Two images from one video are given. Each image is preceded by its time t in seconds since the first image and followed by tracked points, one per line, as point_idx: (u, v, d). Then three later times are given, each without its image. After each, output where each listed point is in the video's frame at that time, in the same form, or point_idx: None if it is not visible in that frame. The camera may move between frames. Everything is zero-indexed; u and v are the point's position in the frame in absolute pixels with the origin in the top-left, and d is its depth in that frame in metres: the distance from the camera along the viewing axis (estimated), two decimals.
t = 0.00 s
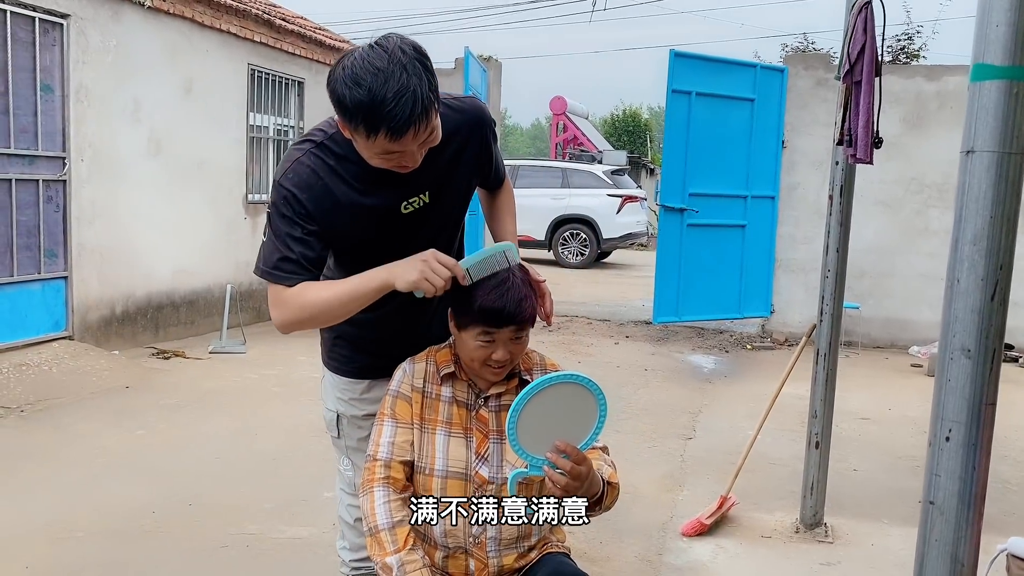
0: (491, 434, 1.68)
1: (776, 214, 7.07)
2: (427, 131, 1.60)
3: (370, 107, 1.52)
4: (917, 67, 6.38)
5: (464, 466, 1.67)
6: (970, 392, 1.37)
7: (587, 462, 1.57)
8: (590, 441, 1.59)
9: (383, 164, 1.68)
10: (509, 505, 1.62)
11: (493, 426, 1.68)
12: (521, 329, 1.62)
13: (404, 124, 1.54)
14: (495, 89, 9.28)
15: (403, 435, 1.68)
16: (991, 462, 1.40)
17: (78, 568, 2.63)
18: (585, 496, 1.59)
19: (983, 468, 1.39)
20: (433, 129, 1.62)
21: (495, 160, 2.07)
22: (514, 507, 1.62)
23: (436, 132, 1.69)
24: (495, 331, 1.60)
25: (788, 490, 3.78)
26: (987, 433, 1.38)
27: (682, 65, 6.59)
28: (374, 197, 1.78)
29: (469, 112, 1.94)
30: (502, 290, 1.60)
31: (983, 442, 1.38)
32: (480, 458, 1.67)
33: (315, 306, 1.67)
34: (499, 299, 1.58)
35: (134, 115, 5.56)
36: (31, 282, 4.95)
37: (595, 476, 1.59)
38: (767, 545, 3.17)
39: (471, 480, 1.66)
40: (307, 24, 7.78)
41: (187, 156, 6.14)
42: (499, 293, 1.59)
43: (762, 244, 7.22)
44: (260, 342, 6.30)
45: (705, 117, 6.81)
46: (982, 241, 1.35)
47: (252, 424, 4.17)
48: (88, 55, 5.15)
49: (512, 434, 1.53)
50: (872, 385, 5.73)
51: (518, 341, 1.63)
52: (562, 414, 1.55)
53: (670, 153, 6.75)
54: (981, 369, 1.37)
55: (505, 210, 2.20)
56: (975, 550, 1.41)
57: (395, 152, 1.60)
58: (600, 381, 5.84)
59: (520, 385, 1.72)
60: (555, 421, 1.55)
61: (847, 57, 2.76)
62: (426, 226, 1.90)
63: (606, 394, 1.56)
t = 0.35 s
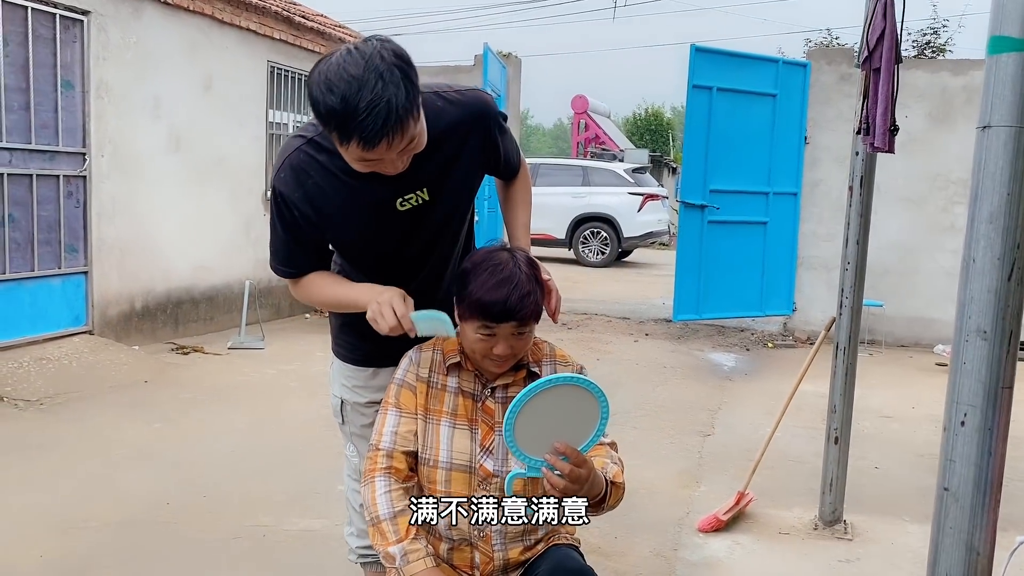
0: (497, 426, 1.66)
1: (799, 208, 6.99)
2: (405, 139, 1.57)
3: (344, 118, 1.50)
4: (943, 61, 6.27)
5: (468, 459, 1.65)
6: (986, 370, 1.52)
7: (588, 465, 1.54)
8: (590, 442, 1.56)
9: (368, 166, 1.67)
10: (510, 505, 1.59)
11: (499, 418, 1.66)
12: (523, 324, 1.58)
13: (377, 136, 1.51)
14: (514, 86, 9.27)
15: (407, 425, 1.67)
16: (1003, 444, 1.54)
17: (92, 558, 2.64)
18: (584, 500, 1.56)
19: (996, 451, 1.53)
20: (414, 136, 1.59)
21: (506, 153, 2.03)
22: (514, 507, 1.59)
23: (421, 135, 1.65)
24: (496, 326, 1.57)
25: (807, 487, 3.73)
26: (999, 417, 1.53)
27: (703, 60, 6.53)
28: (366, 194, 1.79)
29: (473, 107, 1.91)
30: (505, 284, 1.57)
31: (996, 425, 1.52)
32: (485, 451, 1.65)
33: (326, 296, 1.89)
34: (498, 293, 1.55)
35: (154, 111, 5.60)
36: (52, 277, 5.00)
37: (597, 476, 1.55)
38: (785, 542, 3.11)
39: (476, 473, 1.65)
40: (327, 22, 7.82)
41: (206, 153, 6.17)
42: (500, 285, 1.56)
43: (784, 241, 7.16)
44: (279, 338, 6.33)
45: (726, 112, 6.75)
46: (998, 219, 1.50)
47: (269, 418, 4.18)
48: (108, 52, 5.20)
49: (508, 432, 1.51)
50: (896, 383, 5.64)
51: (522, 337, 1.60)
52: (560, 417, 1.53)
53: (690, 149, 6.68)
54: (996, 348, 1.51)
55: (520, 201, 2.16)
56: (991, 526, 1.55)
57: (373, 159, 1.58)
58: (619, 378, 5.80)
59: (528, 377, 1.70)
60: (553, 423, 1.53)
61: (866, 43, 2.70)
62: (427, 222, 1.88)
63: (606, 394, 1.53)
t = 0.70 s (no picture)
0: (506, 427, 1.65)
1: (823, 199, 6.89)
2: (369, 190, 1.55)
3: (300, 181, 1.51)
4: (971, 50, 6.15)
5: (476, 460, 1.64)
6: (1007, 375, 1.47)
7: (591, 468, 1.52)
8: (592, 447, 1.54)
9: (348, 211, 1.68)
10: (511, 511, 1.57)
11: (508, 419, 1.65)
12: (529, 318, 1.57)
13: (334, 196, 1.51)
14: (535, 77, 9.23)
15: (415, 424, 1.67)
16: None
17: (111, 550, 2.67)
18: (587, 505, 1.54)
19: (1017, 459, 1.48)
20: (378, 184, 1.56)
21: (503, 154, 2.01)
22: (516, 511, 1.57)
23: (392, 178, 1.62)
24: (502, 322, 1.56)
25: (827, 484, 3.69)
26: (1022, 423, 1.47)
27: (725, 51, 6.45)
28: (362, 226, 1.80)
29: (454, 122, 1.88)
30: (511, 275, 1.57)
31: (1018, 431, 1.47)
32: (493, 452, 1.63)
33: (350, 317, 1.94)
34: (502, 284, 1.55)
35: (175, 104, 5.63)
36: (75, 268, 5.05)
37: (601, 479, 1.52)
38: (804, 540, 3.08)
39: (483, 474, 1.63)
40: (348, 13, 7.82)
41: (228, 145, 6.20)
42: (505, 278, 1.56)
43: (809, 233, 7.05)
44: (299, 330, 6.36)
45: (748, 104, 6.67)
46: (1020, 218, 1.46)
47: (288, 410, 4.20)
48: (130, 44, 5.23)
49: (507, 435, 1.49)
50: (920, 378, 5.56)
51: (529, 333, 1.58)
52: (561, 421, 1.51)
53: (713, 139, 6.61)
54: (1019, 352, 1.46)
55: (535, 196, 2.13)
56: (1011, 535, 1.50)
57: (344, 212, 1.59)
58: (638, 371, 5.77)
59: (538, 378, 1.68)
60: (553, 427, 1.51)
61: (889, 35, 2.65)
62: (430, 239, 1.89)
63: (607, 396, 1.51)
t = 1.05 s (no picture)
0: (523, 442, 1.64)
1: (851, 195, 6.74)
2: (383, 170, 1.55)
3: (315, 160, 1.51)
4: (1005, 42, 6.01)
5: (492, 475, 1.63)
6: None
7: (608, 489, 1.51)
8: (610, 470, 1.52)
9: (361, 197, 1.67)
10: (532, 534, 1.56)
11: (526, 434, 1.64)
12: (564, 331, 1.55)
13: (349, 174, 1.51)
14: (560, 71, 9.18)
15: (431, 437, 1.66)
16: None
17: (133, 551, 2.70)
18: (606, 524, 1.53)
19: None
20: (391, 164, 1.57)
21: (526, 159, 1.97)
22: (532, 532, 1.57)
23: (405, 160, 1.63)
24: (538, 337, 1.54)
25: (852, 487, 3.64)
26: None
27: (751, 45, 6.38)
28: (376, 222, 1.80)
29: (473, 122, 1.86)
30: (545, 291, 1.54)
31: None
32: (509, 467, 1.63)
33: (370, 317, 1.94)
34: (539, 301, 1.52)
35: (200, 101, 5.67)
36: (101, 266, 5.11)
37: (617, 501, 1.51)
38: (827, 546, 3.04)
39: (499, 490, 1.62)
40: (372, 8, 7.83)
41: (252, 142, 6.24)
42: (542, 294, 1.53)
43: (838, 229, 6.88)
44: (323, 325, 6.39)
45: (775, 98, 6.58)
46: None
47: (311, 408, 4.23)
48: (155, 43, 5.27)
49: (524, 455, 1.48)
50: (949, 377, 5.46)
51: (561, 346, 1.57)
52: (578, 446, 1.49)
53: (739, 134, 6.52)
54: None
55: (555, 206, 2.10)
56: None
57: (358, 194, 1.58)
58: (662, 369, 5.73)
59: (556, 393, 1.67)
60: (570, 452, 1.49)
61: (917, 36, 2.61)
62: (446, 241, 1.88)
63: (625, 419, 1.50)
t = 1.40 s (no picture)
0: (527, 457, 1.62)
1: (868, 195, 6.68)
2: (475, 79, 1.53)
3: (418, 42, 1.47)
4: None
5: (497, 489, 1.62)
6: None
7: (620, 511, 1.51)
8: (624, 491, 1.52)
9: (427, 116, 1.62)
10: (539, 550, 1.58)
11: (531, 449, 1.62)
12: (582, 341, 1.54)
13: (452, 62, 1.47)
14: (575, 70, 9.15)
15: (436, 449, 1.64)
16: None
17: (140, 555, 2.72)
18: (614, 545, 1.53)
19: None
20: (483, 77, 1.55)
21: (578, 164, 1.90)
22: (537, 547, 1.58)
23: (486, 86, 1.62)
24: (560, 349, 1.53)
25: (866, 494, 3.60)
26: None
27: (767, 44, 6.30)
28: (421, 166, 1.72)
29: (543, 96, 1.81)
30: (563, 303, 1.53)
31: None
32: (514, 482, 1.61)
33: (361, 284, 1.74)
34: (560, 313, 1.51)
35: (213, 102, 5.70)
36: (114, 267, 5.15)
37: (628, 523, 1.52)
38: (839, 555, 3.01)
39: (504, 504, 1.61)
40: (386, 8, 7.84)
41: (266, 142, 6.26)
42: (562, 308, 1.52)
43: (854, 228, 6.83)
44: (336, 325, 6.41)
45: (791, 97, 6.50)
46: None
47: (322, 410, 4.24)
48: (168, 44, 5.30)
49: (537, 477, 1.45)
50: (968, 380, 5.38)
51: (577, 356, 1.56)
52: (592, 470, 1.48)
53: (754, 132, 6.43)
54: None
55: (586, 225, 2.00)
56: None
57: (441, 96, 1.53)
58: (675, 371, 5.69)
59: (563, 407, 1.64)
60: (583, 476, 1.48)
61: (931, 39, 2.60)
62: (485, 210, 1.77)
63: (640, 442, 1.48)
